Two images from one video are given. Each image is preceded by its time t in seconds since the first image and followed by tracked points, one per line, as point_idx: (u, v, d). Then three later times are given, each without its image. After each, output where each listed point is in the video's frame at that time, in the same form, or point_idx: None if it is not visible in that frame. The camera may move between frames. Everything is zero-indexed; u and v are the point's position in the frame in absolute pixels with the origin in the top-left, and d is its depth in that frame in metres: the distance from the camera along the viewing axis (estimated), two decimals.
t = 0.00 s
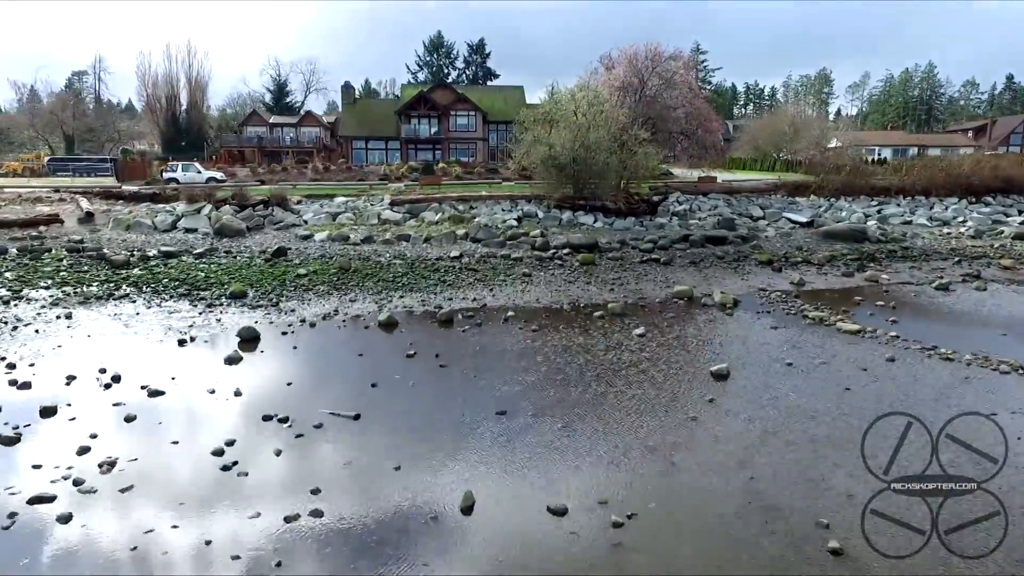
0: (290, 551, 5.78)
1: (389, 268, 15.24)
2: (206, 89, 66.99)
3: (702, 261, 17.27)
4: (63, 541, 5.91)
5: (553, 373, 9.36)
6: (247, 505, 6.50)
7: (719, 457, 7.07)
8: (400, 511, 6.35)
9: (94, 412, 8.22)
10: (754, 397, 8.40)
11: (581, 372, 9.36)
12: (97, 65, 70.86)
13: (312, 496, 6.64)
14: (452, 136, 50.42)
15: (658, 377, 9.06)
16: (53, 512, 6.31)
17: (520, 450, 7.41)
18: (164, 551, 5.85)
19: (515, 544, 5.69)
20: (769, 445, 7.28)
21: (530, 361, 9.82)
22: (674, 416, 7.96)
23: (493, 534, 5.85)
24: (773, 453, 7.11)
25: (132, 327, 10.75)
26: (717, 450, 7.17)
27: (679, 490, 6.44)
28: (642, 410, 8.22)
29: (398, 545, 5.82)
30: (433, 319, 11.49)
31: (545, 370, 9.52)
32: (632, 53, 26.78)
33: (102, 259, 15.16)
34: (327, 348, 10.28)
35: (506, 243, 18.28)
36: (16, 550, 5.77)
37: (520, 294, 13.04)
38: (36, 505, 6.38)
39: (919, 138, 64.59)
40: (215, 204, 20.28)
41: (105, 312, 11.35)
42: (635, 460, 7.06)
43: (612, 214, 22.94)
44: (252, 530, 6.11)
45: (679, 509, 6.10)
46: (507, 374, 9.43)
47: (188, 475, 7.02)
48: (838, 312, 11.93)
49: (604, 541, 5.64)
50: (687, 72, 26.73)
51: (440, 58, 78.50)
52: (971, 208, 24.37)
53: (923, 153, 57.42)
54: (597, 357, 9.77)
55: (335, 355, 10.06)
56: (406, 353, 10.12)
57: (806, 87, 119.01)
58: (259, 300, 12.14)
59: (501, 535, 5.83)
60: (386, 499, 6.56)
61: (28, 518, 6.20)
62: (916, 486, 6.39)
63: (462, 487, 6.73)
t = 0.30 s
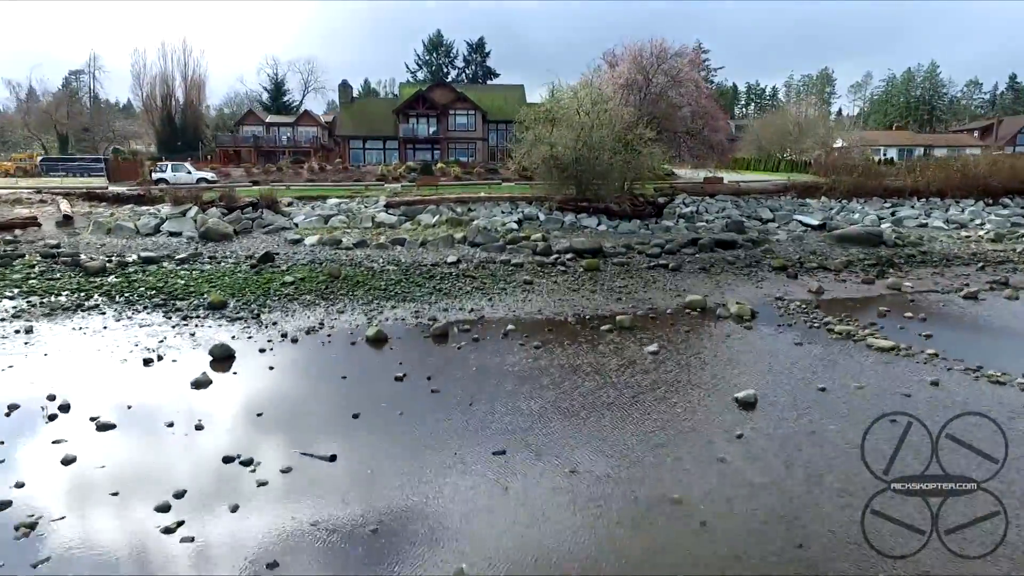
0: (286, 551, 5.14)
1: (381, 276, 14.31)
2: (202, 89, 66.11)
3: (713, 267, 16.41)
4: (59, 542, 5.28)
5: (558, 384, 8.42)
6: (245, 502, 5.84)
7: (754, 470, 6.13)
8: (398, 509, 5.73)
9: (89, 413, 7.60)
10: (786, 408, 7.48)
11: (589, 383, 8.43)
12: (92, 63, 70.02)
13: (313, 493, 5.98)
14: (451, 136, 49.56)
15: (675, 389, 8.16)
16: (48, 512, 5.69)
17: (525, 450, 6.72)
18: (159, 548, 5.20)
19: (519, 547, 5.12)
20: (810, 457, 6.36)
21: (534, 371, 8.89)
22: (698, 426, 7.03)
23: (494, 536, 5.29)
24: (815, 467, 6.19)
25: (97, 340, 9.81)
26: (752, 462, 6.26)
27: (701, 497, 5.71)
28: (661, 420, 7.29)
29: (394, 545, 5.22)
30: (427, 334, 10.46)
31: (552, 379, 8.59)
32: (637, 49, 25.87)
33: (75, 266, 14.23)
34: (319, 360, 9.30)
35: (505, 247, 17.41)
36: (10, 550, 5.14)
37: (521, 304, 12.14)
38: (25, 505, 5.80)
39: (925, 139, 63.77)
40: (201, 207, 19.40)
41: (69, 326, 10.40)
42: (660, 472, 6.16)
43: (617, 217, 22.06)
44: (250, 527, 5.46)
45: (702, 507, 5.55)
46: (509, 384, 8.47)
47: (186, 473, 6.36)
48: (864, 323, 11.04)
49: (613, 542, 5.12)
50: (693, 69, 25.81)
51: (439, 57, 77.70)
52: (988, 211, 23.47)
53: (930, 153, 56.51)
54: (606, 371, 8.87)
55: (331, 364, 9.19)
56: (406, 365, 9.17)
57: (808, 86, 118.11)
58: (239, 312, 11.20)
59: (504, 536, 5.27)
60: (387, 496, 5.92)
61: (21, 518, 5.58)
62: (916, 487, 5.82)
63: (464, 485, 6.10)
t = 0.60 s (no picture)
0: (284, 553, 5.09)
1: (372, 284, 13.43)
2: (197, 88, 65.13)
3: (724, 273, 15.60)
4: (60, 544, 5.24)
5: (565, 412, 7.56)
6: (247, 504, 5.79)
7: (794, 520, 5.32)
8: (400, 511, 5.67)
9: (88, 411, 7.49)
10: (821, 441, 6.65)
11: (599, 411, 7.56)
12: (86, 62, 69.16)
13: (312, 495, 5.93)
14: (450, 135, 48.70)
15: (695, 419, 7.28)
16: (51, 512, 5.65)
17: (529, 457, 6.52)
18: (161, 548, 5.16)
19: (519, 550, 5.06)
20: (854, 501, 5.60)
21: (538, 394, 8.06)
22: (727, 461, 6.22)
23: (493, 538, 5.24)
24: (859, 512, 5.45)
25: (57, 357, 8.91)
26: (789, 507, 5.51)
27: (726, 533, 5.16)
28: (684, 460, 6.40)
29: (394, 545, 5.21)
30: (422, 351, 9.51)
31: (559, 406, 7.72)
32: (642, 45, 24.98)
33: (47, 273, 13.33)
34: (307, 377, 8.54)
35: (506, 252, 16.55)
36: (9, 555, 5.09)
37: (523, 315, 11.25)
38: (21, 508, 5.72)
39: (931, 139, 62.82)
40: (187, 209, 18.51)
41: (27, 343, 9.45)
42: (686, 512, 5.46)
43: (621, 219, 21.17)
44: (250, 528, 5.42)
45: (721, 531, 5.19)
46: (511, 410, 7.62)
47: (189, 473, 6.30)
48: (895, 337, 10.21)
49: (617, 542, 5.09)
50: (701, 66, 24.88)
51: (439, 56, 76.81)
52: (1008, 213, 22.60)
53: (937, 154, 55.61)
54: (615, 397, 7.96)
55: (322, 381, 8.45)
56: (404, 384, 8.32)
57: (811, 86, 117.19)
58: (217, 325, 10.32)
59: (503, 538, 5.23)
60: (391, 497, 5.87)
61: (22, 522, 5.52)
62: (916, 486, 5.80)
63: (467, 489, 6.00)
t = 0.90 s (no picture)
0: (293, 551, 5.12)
1: (363, 292, 12.56)
2: (192, 87, 64.30)
3: (737, 279, 14.78)
4: (61, 542, 5.16)
5: (576, 445, 6.88)
6: (248, 502, 5.77)
7: None
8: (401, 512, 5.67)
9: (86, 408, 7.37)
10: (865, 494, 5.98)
11: (611, 445, 6.88)
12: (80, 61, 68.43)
13: (315, 495, 5.87)
14: (449, 134, 47.88)
15: (718, 458, 6.63)
16: (52, 508, 5.60)
17: (535, 475, 6.31)
18: (163, 547, 5.16)
19: (519, 559, 5.09)
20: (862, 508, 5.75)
21: (545, 423, 7.32)
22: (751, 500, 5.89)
23: (494, 544, 5.27)
24: None
25: (11, 376, 8.06)
26: None
27: (738, 555, 5.12)
28: (709, 509, 5.73)
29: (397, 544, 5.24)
30: (414, 370, 8.63)
31: (569, 437, 7.01)
32: (647, 41, 24.12)
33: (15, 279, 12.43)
34: (287, 399, 7.73)
35: (506, 257, 15.73)
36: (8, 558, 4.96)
37: (525, 328, 10.36)
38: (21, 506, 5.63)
39: (937, 138, 62.00)
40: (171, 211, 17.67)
41: None
42: (705, 553, 5.13)
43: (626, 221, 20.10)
44: (255, 526, 5.43)
45: (734, 556, 5.11)
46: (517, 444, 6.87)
47: (187, 470, 6.24)
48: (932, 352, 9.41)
49: (623, 549, 5.18)
50: (708, 62, 23.97)
51: (437, 55, 76.02)
52: None
53: (944, 154, 54.74)
54: (631, 429, 7.24)
55: (304, 403, 7.66)
56: (393, 411, 7.52)
57: (813, 85, 116.25)
58: (190, 340, 9.45)
59: (503, 545, 5.26)
60: (393, 497, 5.87)
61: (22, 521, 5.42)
62: (914, 486, 6.07)
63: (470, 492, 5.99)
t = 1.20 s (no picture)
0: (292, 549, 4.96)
1: (352, 301, 11.70)
2: (187, 86, 63.34)
3: (751, 285, 13.95)
4: (60, 542, 5.01)
5: (585, 473, 6.17)
6: (248, 501, 5.58)
7: None
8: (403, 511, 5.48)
9: (82, 405, 7.19)
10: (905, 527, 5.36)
11: (622, 471, 6.20)
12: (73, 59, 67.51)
13: (315, 492, 5.70)
14: (447, 134, 47.06)
15: (746, 492, 5.88)
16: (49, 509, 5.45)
17: (539, 487, 5.90)
18: (161, 547, 5.01)
19: (521, 563, 4.88)
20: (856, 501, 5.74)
21: (549, 449, 6.54)
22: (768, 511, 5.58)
23: (494, 547, 5.06)
24: None
25: None
26: None
27: (740, 557, 4.99)
28: (741, 555, 5.02)
29: (397, 544, 5.05)
30: (405, 391, 7.76)
31: (574, 461, 6.33)
32: (652, 36, 23.25)
33: None
34: (263, 424, 6.89)
35: (506, 261, 14.89)
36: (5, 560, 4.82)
37: (527, 343, 9.49)
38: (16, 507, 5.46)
39: (943, 138, 61.09)
40: (154, 213, 16.78)
41: None
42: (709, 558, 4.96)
43: (631, 223, 19.20)
44: (255, 524, 5.26)
45: (737, 557, 4.98)
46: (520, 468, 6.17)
47: (182, 467, 6.05)
48: (976, 369, 8.59)
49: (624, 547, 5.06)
50: (716, 57, 23.06)
51: (436, 53, 75.13)
52: None
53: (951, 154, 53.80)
54: (648, 457, 6.46)
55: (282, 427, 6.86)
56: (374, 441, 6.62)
57: (815, 85, 115.36)
58: (159, 357, 8.55)
59: (504, 547, 5.06)
60: (395, 496, 5.67)
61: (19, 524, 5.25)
62: (915, 486, 5.95)
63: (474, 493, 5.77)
